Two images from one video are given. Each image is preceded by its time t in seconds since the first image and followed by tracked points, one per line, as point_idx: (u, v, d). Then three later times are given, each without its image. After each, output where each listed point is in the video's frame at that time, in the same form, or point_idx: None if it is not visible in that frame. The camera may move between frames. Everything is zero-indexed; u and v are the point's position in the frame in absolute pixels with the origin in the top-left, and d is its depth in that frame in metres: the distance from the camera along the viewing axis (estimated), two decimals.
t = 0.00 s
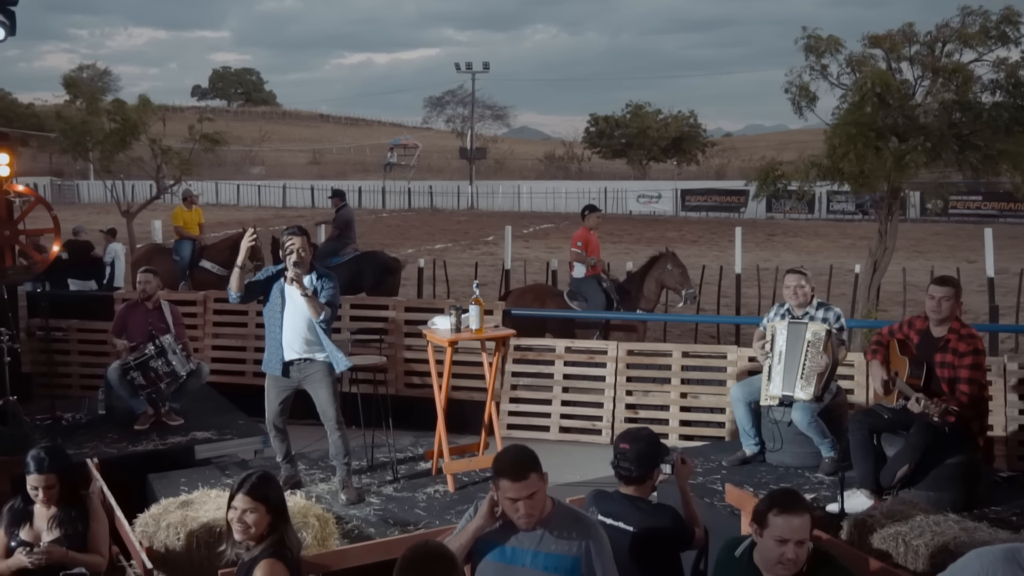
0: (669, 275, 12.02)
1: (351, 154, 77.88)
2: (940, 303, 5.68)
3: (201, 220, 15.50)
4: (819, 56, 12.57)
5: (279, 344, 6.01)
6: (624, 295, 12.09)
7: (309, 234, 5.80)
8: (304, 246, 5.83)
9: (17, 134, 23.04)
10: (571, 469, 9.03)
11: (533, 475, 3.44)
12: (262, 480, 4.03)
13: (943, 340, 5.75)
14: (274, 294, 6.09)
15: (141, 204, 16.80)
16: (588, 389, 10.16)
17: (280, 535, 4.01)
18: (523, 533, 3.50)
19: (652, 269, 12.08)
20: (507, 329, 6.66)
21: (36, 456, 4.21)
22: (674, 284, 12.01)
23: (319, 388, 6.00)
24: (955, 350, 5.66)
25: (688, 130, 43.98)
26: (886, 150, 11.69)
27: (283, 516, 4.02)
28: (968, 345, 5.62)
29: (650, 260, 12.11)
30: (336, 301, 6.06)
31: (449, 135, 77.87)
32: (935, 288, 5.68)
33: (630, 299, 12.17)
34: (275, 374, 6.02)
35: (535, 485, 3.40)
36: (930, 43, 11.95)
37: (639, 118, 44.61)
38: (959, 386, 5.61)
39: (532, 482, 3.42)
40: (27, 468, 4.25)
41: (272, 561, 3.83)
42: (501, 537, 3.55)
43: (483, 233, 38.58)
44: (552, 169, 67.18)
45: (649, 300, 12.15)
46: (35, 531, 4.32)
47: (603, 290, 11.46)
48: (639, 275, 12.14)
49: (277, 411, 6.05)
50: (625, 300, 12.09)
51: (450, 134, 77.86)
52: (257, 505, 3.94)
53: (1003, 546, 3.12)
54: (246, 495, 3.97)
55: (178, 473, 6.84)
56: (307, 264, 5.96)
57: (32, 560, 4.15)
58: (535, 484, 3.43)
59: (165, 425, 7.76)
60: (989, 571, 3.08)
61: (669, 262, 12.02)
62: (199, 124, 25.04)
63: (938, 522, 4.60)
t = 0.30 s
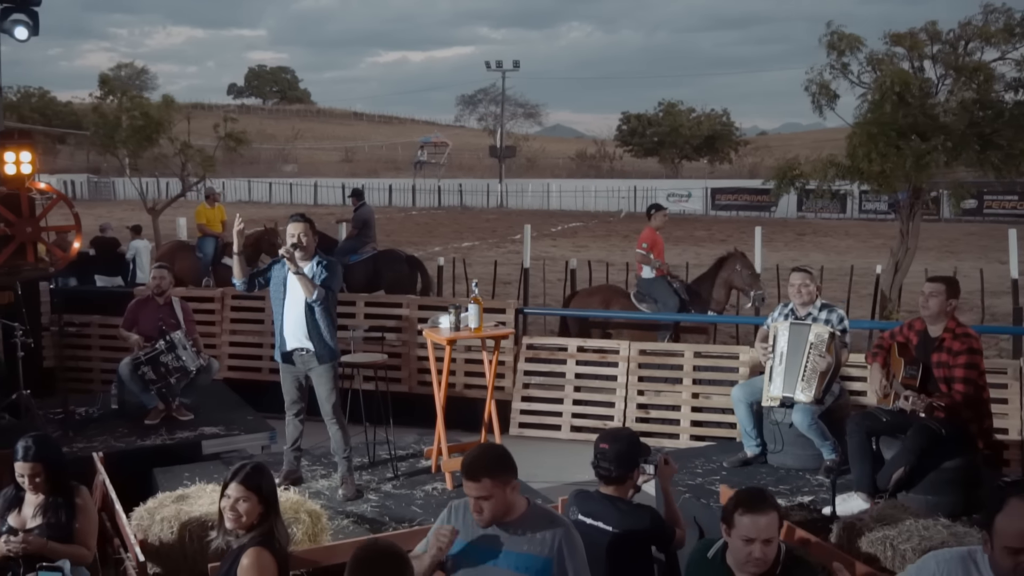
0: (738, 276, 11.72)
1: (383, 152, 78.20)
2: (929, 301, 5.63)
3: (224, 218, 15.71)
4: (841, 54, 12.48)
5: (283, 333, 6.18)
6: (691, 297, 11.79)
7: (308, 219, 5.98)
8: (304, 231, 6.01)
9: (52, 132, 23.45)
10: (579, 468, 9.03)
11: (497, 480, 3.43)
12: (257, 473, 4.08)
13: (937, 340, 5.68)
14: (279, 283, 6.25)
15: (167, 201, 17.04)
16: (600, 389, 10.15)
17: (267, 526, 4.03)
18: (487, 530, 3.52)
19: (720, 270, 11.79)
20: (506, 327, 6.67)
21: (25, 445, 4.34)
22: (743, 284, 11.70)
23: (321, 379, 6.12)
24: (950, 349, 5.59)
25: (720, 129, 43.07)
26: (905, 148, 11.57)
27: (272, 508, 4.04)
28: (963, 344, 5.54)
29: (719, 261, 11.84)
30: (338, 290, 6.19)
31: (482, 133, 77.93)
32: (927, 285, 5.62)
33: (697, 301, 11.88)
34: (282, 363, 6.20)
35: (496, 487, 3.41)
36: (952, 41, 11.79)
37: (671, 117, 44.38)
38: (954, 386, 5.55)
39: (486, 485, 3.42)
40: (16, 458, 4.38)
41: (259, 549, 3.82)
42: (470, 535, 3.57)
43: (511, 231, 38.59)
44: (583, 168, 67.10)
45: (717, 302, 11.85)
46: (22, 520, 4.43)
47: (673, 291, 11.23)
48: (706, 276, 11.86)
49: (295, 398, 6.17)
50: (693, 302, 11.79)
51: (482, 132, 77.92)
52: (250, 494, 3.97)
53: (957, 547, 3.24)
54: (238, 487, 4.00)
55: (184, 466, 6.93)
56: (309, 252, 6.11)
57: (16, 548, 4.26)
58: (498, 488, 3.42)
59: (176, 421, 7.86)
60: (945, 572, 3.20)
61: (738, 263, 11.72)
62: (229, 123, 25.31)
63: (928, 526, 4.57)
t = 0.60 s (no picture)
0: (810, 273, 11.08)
1: (417, 150, 78.50)
2: (929, 304, 5.66)
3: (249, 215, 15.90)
4: (864, 53, 12.38)
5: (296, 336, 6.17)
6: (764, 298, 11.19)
7: (329, 227, 5.96)
8: (324, 238, 5.98)
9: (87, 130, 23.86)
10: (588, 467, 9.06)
11: (463, 482, 3.48)
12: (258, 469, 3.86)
13: (936, 341, 5.72)
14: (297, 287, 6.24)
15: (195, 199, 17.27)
16: (614, 388, 10.14)
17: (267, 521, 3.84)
18: (457, 528, 3.56)
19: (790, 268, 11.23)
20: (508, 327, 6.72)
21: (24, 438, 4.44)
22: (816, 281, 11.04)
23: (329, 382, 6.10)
24: (948, 351, 5.63)
25: (755, 127, 42.66)
26: (927, 148, 11.43)
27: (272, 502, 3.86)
28: (961, 345, 5.58)
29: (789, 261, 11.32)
30: (353, 300, 6.15)
31: (516, 132, 77.93)
32: (920, 287, 5.67)
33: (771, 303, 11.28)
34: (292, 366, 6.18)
35: (457, 489, 3.46)
36: (977, 39, 11.62)
37: (705, 115, 44.10)
38: (953, 388, 5.58)
39: (448, 486, 3.47)
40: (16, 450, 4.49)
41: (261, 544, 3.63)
42: (444, 534, 3.62)
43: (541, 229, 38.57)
44: (617, 167, 67.16)
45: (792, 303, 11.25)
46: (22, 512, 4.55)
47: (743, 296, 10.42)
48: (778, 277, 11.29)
49: (293, 400, 6.15)
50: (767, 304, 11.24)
51: (516, 131, 77.92)
52: (250, 487, 3.79)
53: (892, 546, 3.14)
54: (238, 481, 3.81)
55: (194, 460, 7.07)
56: (327, 259, 6.09)
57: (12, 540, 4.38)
58: (461, 489, 3.47)
59: (189, 415, 8.01)
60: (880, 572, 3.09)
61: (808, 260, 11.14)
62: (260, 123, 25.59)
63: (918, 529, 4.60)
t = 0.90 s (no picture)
0: (898, 277, 11.61)
1: (454, 149, 78.73)
2: (938, 303, 5.55)
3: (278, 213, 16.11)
4: (890, 51, 12.36)
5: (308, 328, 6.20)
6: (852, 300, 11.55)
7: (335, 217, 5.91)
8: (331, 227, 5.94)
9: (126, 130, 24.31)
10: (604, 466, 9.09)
11: (444, 478, 3.60)
12: (254, 462, 3.94)
13: (947, 343, 5.62)
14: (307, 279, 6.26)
15: (227, 198, 17.53)
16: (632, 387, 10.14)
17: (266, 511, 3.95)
18: (438, 523, 3.68)
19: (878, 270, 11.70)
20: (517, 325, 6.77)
21: (39, 424, 4.58)
22: (904, 284, 11.63)
23: (342, 374, 6.14)
24: (959, 352, 5.52)
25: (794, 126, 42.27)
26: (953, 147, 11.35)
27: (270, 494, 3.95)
28: (972, 347, 5.47)
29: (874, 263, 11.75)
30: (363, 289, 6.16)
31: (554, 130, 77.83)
32: (929, 288, 5.57)
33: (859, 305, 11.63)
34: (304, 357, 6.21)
35: (434, 482, 3.58)
36: (1007, 37, 11.49)
37: (743, 113, 43.74)
38: (965, 390, 5.46)
39: (425, 479, 3.60)
40: (28, 438, 4.62)
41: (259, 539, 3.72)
42: (426, 530, 3.73)
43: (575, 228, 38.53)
44: (654, 166, 67.05)
45: (875, 305, 11.73)
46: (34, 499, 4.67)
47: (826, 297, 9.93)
48: (866, 279, 11.71)
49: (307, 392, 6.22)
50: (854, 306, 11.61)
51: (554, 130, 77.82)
52: (247, 484, 3.87)
53: (835, 540, 3.43)
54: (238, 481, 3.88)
55: (210, 455, 7.20)
56: (338, 250, 6.13)
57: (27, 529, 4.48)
58: (441, 483, 3.60)
59: (209, 410, 8.15)
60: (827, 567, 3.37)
61: (895, 264, 11.64)
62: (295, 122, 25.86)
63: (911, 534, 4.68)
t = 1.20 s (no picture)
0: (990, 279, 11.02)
1: (493, 147, 78.96)
2: (945, 306, 5.53)
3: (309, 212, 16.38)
4: (919, 49, 12.30)
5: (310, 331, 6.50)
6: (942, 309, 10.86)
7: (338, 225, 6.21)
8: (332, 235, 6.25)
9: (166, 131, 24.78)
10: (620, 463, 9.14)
11: (432, 471, 3.71)
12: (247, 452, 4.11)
13: (956, 346, 5.58)
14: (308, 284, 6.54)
15: (260, 197, 17.81)
16: (653, 386, 10.15)
17: (254, 503, 4.05)
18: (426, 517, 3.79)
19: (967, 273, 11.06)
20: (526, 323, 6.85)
21: (55, 416, 4.59)
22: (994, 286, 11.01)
23: (343, 374, 6.44)
24: (968, 356, 5.50)
25: (835, 124, 41.82)
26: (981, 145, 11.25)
27: (258, 486, 4.06)
28: (982, 350, 5.45)
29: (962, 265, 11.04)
30: (363, 294, 6.48)
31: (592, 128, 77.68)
32: (941, 291, 5.54)
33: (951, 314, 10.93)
34: (307, 359, 6.50)
35: (423, 476, 3.69)
36: None
37: (783, 111, 43.35)
38: (975, 395, 5.46)
39: (414, 474, 3.70)
40: (45, 433, 4.61)
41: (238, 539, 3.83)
42: (415, 525, 3.83)
43: (610, 226, 38.52)
44: (692, 164, 66.84)
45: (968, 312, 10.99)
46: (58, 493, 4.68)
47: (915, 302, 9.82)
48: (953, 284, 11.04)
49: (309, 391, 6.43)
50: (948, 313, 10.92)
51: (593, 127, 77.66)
52: (232, 474, 4.00)
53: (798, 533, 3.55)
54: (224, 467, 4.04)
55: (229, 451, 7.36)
56: (337, 255, 6.41)
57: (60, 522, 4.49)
58: (430, 477, 3.70)
59: (231, 406, 8.32)
60: (792, 556, 3.50)
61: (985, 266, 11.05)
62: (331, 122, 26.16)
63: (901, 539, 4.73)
